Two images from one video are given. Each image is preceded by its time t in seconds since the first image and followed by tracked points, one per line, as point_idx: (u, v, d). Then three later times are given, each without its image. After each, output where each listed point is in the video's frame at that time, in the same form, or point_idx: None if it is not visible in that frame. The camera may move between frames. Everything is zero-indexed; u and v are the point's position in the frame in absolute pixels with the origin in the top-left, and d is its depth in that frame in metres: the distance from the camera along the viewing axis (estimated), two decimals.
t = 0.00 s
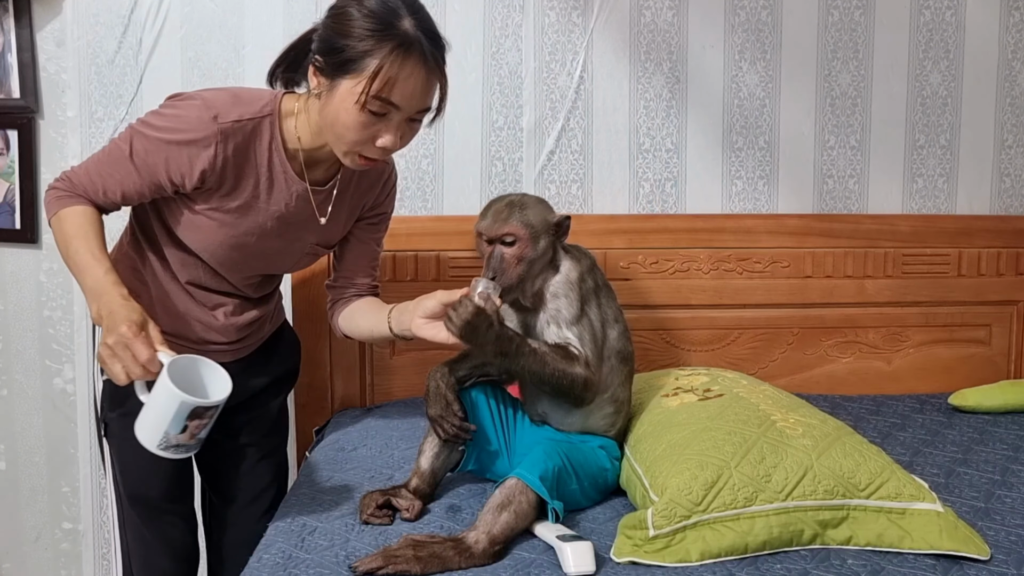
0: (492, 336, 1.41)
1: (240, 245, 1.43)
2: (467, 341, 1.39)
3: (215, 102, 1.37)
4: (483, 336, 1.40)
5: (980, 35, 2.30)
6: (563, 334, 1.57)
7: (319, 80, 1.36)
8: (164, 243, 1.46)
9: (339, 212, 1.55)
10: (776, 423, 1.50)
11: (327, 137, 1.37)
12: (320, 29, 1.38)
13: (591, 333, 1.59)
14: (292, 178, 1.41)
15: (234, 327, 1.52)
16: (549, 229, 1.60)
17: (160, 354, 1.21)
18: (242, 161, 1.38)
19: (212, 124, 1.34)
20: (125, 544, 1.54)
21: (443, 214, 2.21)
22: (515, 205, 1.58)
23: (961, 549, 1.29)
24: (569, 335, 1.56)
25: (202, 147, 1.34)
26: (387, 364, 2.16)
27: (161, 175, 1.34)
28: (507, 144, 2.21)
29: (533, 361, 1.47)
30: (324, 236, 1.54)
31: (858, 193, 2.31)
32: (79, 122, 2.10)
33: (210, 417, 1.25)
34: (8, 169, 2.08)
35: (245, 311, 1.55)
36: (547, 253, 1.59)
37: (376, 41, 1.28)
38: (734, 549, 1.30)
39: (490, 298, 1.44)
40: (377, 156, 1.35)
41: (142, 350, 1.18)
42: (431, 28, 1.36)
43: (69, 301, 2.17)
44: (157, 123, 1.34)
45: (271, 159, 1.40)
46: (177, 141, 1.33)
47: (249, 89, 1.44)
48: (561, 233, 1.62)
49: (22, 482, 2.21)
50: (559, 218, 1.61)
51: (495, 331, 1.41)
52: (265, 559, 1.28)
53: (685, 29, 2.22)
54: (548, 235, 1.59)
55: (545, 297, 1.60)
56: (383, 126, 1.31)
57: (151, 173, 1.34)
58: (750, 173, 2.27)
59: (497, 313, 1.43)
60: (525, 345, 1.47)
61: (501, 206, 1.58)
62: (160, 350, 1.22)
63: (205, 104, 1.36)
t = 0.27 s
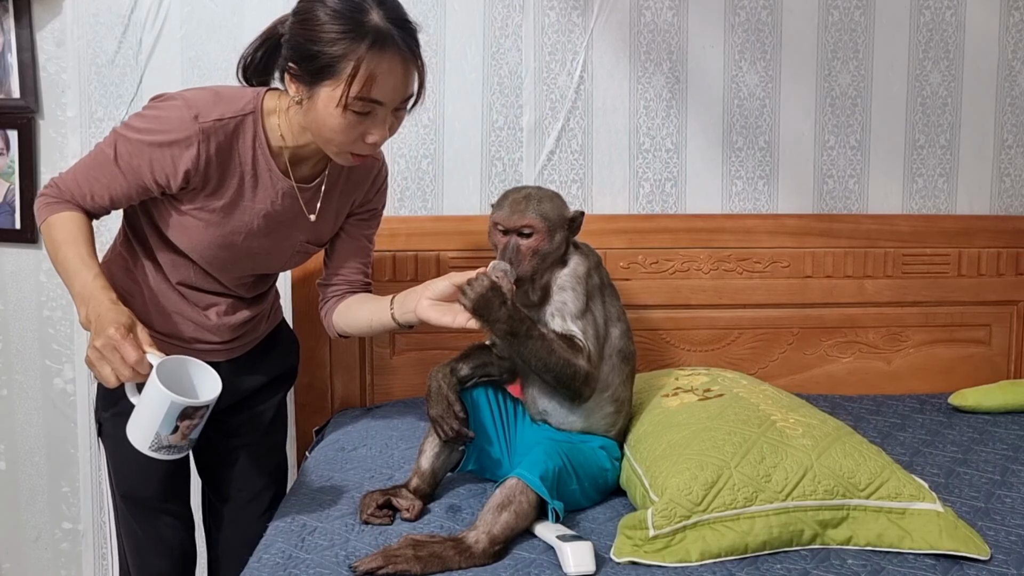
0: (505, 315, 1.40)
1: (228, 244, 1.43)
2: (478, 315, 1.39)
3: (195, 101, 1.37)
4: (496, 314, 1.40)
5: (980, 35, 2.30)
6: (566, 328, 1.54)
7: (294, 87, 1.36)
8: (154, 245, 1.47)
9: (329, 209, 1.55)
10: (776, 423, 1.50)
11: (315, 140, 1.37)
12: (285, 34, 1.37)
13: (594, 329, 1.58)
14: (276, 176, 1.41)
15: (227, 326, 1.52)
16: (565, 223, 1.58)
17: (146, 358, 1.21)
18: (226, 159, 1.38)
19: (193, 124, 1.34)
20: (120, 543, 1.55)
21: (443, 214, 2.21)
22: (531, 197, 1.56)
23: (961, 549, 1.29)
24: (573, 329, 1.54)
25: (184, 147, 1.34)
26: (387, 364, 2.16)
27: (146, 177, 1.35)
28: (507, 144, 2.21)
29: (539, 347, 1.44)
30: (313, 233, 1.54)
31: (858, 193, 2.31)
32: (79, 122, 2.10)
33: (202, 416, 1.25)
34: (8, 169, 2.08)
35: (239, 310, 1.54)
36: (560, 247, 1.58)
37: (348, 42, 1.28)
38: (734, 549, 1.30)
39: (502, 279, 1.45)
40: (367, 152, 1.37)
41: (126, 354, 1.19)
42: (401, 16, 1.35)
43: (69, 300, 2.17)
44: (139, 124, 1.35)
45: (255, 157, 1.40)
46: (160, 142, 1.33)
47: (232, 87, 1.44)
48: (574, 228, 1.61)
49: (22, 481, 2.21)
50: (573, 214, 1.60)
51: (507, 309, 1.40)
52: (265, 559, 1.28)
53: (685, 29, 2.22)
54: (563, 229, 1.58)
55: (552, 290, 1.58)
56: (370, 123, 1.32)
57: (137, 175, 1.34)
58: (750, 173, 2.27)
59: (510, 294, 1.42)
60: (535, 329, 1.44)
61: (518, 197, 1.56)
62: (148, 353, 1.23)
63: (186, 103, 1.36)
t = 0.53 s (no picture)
0: (511, 306, 1.42)
1: (223, 244, 1.43)
2: (483, 306, 1.41)
3: (187, 102, 1.37)
4: (502, 305, 1.42)
5: (980, 35, 2.30)
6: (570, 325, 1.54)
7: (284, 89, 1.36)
8: (149, 247, 1.47)
9: (324, 207, 1.55)
10: (776, 423, 1.50)
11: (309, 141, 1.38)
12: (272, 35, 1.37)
13: (597, 327, 1.57)
14: (270, 176, 1.41)
15: (224, 326, 1.52)
16: (570, 220, 1.58)
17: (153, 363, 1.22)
18: (219, 160, 1.39)
19: (186, 125, 1.34)
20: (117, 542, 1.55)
21: (443, 214, 2.21)
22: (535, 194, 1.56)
23: (961, 549, 1.29)
24: (577, 326, 1.54)
25: (177, 149, 1.34)
26: (387, 364, 2.16)
27: (139, 179, 1.35)
28: (507, 144, 2.21)
29: (544, 341, 1.44)
30: (308, 232, 1.54)
31: (858, 193, 2.31)
32: (79, 122, 2.10)
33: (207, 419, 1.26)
34: (8, 169, 2.08)
35: (236, 310, 1.54)
36: (566, 245, 1.57)
37: (336, 41, 1.28)
38: (734, 548, 1.30)
39: (509, 273, 1.48)
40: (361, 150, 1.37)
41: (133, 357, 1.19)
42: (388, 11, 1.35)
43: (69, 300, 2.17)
44: (131, 127, 1.35)
45: (249, 157, 1.40)
46: (153, 145, 1.33)
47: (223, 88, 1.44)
48: (578, 226, 1.61)
49: (22, 481, 2.21)
50: (577, 211, 1.60)
51: (513, 299, 1.42)
52: (265, 559, 1.28)
53: (685, 29, 2.22)
54: (569, 227, 1.58)
55: (556, 288, 1.58)
56: (363, 121, 1.33)
57: (130, 178, 1.34)
58: (750, 173, 2.27)
59: (517, 286, 1.45)
60: (541, 322, 1.44)
61: (523, 194, 1.55)
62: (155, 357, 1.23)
63: (178, 104, 1.36)
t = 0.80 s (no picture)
0: (513, 303, 1.41)
1: (221, 244, 1.43)
2: (485, 304, 1.40)
3: (184, 103, 1.37)
4: (504, 302, 1.41)
5: (980, 34, 2.30)
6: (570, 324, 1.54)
7: (281, 91, 1.36)
8: (147, 247, 1.47)
9: (322, 207, 1.55)
10: (776, 423, 1.50)
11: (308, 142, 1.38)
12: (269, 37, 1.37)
13: (598, 326, 1.57)
14: (268, 176, 1.41)
15: (222, 326, 1.52)
16: (571, 220, 1.58)
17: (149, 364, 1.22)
18: (217, 161, 1.39)
19: (184, 126, 1.34)
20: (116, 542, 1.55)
21: (443, 214, 2.21)
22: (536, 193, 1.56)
23: (961, 549, 1.29)
24: (577, 324, 1.54)
25: (175, 149, 1.34)
26: (387, 364, 2.16)
27: (137, 180, 1.35)
28: (507, 144, 2.21)
29: (546, 338, 1.43)
30: (306, 232, 1.54)
31: (858, 193, 2.31)
32: (79, 122, 2.10)
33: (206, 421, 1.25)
34: (8, 169, 2.08)
35: (234, 310, 1.54)
36: (567, 244, 1.57)
37: (333, 43, 1.27)
38: (734, 548, 1.30)
39: (510, 271, 1.48)
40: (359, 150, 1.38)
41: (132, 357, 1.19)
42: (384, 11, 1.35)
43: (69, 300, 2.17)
44: (128, 128, 1.35)
45: (247, 158, 1.40)
46: (151, 145, 1.33)
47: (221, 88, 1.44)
48: (579, 225, 1.61)
49: (22, 481, 2.21)
50: (578, 210, 1.60)
51: (515, 296, 1.42)
52: (265, 559, 1.28)
53: (685, 29, 2.22)
54: (569, 226, 1.57)
55: (557, 286, 1.58)
56: (361, 123, 1.33)
57: (128, 178, 1.34)
58: (750, 173, 2.27)
59: (518, 283, 1.45)
60: (543, 319, 1.44)
61: (523, 193, 1.55)
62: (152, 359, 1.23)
63: (176, 105, 1.36)
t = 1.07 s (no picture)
0: (513, 302, 1.41)
1: (220, 245, 1.43)
2: (486, 303, 1.40)
3: (183, 104, 1.37)
4: (505, 302, 1.41)
5: (980, 35, 2.30)
6: (570, 323, 1.54)
7: (280, 94, 1.35)
8: (146, 248, 1.47)
9: (321, 207, 1.55)
10: (776, 423, 1.50)
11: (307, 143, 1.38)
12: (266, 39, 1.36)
13: (597, 325, 1.57)
14: (267, 176, 1.41)
15: (222, 326, 1.52)
16: (570, 219, 1.58)
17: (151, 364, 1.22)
18: (216, 162, 1.38)
19: (182, 126, 1.34)
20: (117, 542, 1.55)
21: (443, 214, 2.21)
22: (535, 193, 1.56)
23: (961, 549, 1.29)
24: (577, 324, 1.54)
25: (174, 149, 1.34)
26: (387, 364, 2.16)
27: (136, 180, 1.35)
28: (507, 144, 2.21)
29: (547, 337, 1.43)
30: (306, 232, 1.54)
31: (858, 193, 2.31)
32: (79, 122, 2.10)
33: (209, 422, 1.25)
34: (8, 169, 2.08)
35: (234, 310, 1.55)
36: (566, 244, 1.57)
37: (331, 45, 1.27)
38: (734, 548, 1.30)
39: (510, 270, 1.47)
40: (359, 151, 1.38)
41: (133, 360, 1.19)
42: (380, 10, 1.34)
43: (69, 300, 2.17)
44: (127, 129, 1.35)
45: (246, 158, 1.40)
46: (150, 147, 1.33)
47: (219, 88, 1.44)
48: (579, 225, 1.61)
49: (22, 481, 2.21)
50: (577, 211, 1.60)
51: (515, 296, 1.42)
52: (265, 559, 1.28)
53: (685, 29, 2.22)
54: (569, 225, 1.57)
55: (557, 286, 1.58)
56: (361, 124, 1.33)
57: (127, 179, 1.34)
58: (750, 173, 2.27)
59: (518, 282, 1.44)
60: (543, 318, 1.44)
61: (523, 193, 1.55)
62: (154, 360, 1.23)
63: (174, 106, 1.36)
